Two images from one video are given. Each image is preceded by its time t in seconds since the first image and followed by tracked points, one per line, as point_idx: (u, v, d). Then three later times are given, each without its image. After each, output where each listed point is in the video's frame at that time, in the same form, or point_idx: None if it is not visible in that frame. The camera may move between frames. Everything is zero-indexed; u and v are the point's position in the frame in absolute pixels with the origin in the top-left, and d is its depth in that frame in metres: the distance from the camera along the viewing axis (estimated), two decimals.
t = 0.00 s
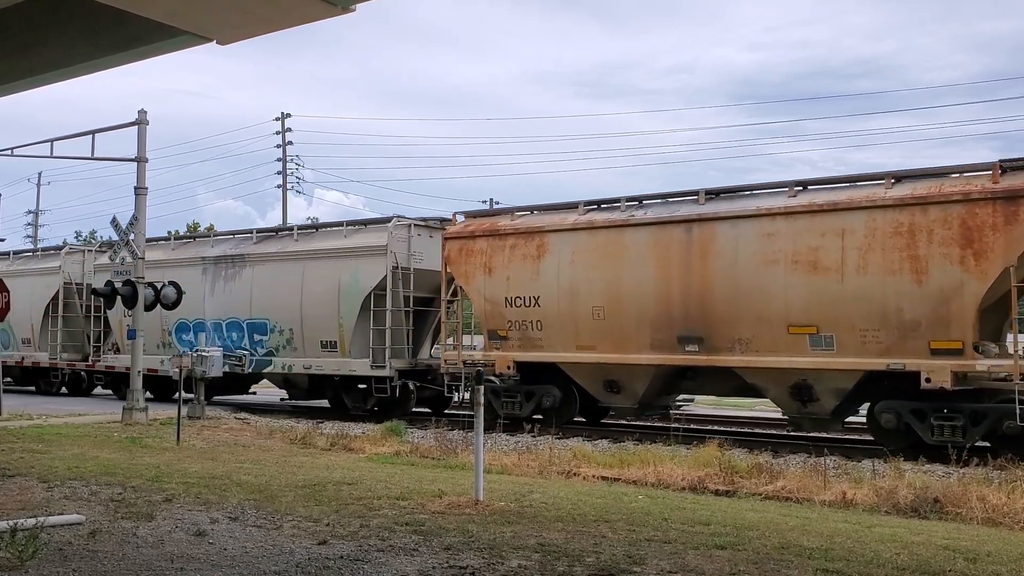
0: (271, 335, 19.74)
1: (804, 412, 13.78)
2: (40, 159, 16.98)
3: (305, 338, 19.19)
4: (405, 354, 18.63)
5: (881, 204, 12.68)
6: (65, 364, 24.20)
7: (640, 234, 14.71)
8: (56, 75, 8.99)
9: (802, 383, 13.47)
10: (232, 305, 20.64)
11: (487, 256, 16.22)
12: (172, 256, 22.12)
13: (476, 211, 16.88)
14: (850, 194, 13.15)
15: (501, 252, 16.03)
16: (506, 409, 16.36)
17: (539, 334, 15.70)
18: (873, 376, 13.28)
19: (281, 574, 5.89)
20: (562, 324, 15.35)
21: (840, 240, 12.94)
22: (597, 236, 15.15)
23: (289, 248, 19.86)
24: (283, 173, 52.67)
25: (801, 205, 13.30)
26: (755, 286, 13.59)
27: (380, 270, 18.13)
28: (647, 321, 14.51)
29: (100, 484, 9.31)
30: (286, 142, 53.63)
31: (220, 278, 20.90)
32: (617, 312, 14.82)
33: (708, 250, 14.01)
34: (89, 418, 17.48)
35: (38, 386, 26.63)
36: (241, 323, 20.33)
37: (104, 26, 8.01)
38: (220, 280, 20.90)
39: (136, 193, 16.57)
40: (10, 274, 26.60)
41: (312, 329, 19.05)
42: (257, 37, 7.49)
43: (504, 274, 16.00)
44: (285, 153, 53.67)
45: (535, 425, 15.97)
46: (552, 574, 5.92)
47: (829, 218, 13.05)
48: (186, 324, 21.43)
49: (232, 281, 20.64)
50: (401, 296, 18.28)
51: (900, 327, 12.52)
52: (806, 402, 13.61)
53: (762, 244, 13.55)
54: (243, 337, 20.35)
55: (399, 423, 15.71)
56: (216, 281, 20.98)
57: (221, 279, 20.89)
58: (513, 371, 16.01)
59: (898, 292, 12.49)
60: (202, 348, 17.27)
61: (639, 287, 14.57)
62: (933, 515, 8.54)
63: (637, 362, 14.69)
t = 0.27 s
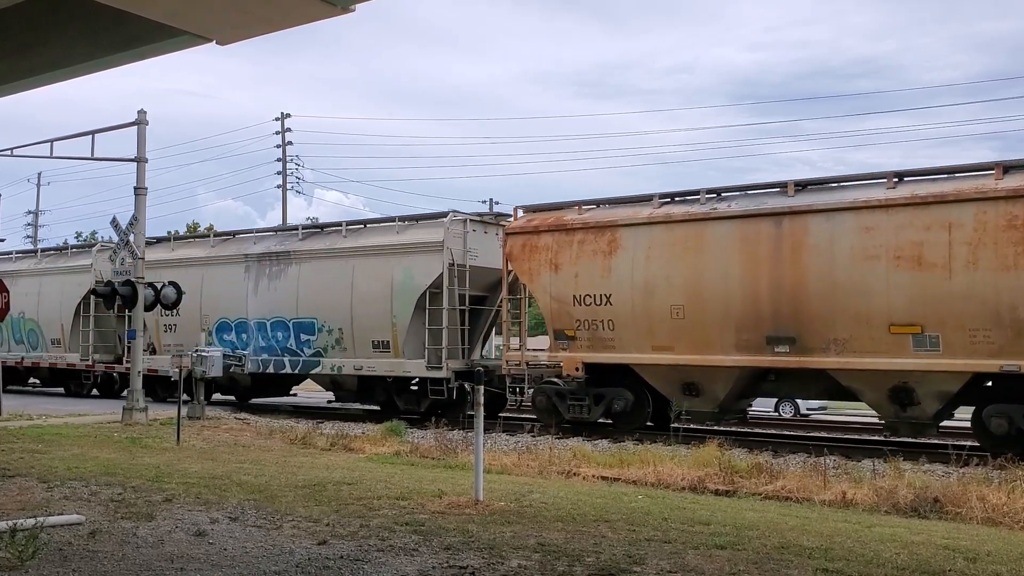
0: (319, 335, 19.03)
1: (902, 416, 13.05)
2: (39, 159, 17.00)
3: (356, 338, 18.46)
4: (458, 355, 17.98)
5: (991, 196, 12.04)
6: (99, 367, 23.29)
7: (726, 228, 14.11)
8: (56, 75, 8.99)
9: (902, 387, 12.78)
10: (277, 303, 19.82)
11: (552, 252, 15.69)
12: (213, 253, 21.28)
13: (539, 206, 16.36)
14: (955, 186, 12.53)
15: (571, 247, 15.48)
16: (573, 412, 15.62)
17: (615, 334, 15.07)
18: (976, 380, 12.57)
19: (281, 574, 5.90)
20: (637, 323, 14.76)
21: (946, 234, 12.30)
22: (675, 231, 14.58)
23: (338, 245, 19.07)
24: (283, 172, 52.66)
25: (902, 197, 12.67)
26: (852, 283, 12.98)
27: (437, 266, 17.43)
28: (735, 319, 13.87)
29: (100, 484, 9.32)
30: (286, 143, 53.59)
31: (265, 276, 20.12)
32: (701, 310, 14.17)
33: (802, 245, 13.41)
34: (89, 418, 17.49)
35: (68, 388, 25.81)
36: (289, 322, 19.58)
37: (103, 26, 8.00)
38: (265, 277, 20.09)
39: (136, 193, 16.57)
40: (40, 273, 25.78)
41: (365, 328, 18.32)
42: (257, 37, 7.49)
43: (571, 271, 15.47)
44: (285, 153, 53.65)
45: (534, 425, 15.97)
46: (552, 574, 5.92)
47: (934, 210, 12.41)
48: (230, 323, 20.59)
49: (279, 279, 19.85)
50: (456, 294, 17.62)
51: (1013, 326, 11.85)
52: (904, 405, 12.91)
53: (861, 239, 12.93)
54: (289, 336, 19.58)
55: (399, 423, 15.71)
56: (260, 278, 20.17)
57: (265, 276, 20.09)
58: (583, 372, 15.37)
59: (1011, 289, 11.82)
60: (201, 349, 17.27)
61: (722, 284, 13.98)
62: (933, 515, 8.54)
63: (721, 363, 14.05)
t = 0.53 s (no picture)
0: (371, 335, 18.15)
1: (1013, 422, 12.34)
2: (39, 159, 17.01)
3: (411, 338, 17.61)
4: (518, 355, 17.18)
5: None
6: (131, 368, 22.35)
7: (820, 221, 13.47)
8: (56, 75, 8.99)
9: (1011, 391, 12.13)
10: (325, 302, 18.92)
11: (625, 248, 15.07)
12: (255, 249, 20.29)
13: (606, 200, 15.78)
14: None
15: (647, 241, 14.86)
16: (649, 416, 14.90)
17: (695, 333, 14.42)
18: None
19: (281, 574, 5.89)
20: (719, 323, 14.15)
21: None
22: (763, 225, 13.96)
23: (393, 240, 18.19)
24: (283, 172, 52.66)
25: (1013, 189, 12.01)
26: (958, 279, 12.35)
27: (497, 263, 16.61)
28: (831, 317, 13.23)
29: (100, 484, 9.33)
30: (286, 143, 53.55)
31: (312, 274, 19.22)
32: (794, 308, 13.52)
33: (903, 240, 12.77)
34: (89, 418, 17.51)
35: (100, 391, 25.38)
36: (338, 322, 18.70)
37: (103, 25, 8.00)
38: (313, 275, 19.19)
39: (136, 192, 16.57)
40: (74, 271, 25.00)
41: (420, 328, 17.47)
42: (257, 37, 7.48)
43: (647, 267, 14.83)
44: (285, 153, 53.64)
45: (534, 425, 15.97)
46: (553, 574, 5.91)
47: None
48: (274, 322, 19.62)
49: (327, 277, 18.94)
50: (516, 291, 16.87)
51: None
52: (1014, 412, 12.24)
53: (968, 233, 12.29)
54: (338, 336, 18.71)
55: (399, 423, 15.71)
56: (307, 276, 19.27)
57: (313, 274, 19.20)
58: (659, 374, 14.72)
59: None
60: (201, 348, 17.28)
61: (816, 280, 13.37)
62: (933, 515, 8.53)
63: (813, 364, 13.40)
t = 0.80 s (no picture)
0: (427, 335, 17.64)
1: None
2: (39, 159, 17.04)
3: (469, 338, 17.07)
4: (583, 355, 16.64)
5: None
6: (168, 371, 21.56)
7: (925, 214, 12.56)
8: (57, 75, 8.99)
9: None
10: (378, 301, 18.37)
11: (707, 243, 14.19)
12: (305, 246, 19.76)
13: (683, 192, 14.89)
14: None
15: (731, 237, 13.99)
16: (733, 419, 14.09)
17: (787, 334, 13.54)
18: None
19: (281, 574, 5.90)
20: (814, 324, 13.25)
21: None
22: (862, 219, 13.05)
23: (450, 237, 17.69)
24: (283, 172, 52.63)
25: None
26: None
27: (564, 259, 16.13)
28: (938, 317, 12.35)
29: (100, 484, 9.34)
30: (286, 143, 53.48)
31: (363, 273, 18.69)
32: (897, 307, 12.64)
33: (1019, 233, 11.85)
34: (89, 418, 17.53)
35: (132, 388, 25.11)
36: (393, 321, 18.16)
37: (103, 25, 7.99)
38: (364, 273, 18.64)
39: (136, 192, 16.57)
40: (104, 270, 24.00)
41: (480, 328, 16.94)
42: (257, 36, 7.47)
43: (732, 264, 13.94)
44: (285, 153, 53.57)
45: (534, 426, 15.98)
46: (552, 574, 5.92)
47: None
48: (324, 322, 19.10)
49: (381, 275, 18.41)
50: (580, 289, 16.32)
51: None
52: None
53: None
54: (393, 335, 18.16)
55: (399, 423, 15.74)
56: (358, 275, 18.74)
57: (364, 273, 18.67)
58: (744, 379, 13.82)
59: None
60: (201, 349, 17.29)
61: (919, 276, 12.47)
62: (933, 515, 8.53)
63: (917, 367, 12.54)
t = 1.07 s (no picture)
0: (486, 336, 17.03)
1: None
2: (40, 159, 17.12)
3: (532, 338, 16.50)
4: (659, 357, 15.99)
5: None
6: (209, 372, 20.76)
7: None
8: (58, 75, 9.00)
9: None
10: (434, 300, 17.82)
11: (800, 238, 13.71)
12: (356, 243, 19.21)
13: (770, 185, 14.39)
14: None
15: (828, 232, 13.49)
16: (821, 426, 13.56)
17: (888, 334, 13.03)
18: None
19: (281, 573, 5.91)
20: (916, 323, 12.78)
21: None
22: (969, 213, 12.49)
23: (508, 233, 17.08)
24: (283, 172, 52.59)
25: None
26: None
27: (638, 257, 15.46)
28: None
29: (100, 484, 9.35)
30: (286, 143, 53.42)
31: (418, 270, 18.14)
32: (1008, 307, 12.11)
33: None
34: (89, 418, 17.54)
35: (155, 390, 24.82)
36: (449, 321, 17.58)
37: (103, 25, 7.99)
38: (418, 271, 18.11)
39: (136, 192, 16.57)
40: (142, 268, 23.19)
41: (545, 328, 16.35)
42: (258, 36, 7.47)
43: (827, 260, 13.46)
44: (285, 153, 53.55)
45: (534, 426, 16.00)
46: (552, 574, 5.93)
47: None
48: (375, 322, 18.59)
49: (437, 273, 17.85)
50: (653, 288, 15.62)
51: None
52: None
53: None
54: (450, 335, 17.57)
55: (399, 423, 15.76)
56: (412, 272, 18.19)
57: (419, 270, 18.12)
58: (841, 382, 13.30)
59: None
60: (201, 349, 17.30)
61: None
62: (933, 516, 8.53)
63: None
